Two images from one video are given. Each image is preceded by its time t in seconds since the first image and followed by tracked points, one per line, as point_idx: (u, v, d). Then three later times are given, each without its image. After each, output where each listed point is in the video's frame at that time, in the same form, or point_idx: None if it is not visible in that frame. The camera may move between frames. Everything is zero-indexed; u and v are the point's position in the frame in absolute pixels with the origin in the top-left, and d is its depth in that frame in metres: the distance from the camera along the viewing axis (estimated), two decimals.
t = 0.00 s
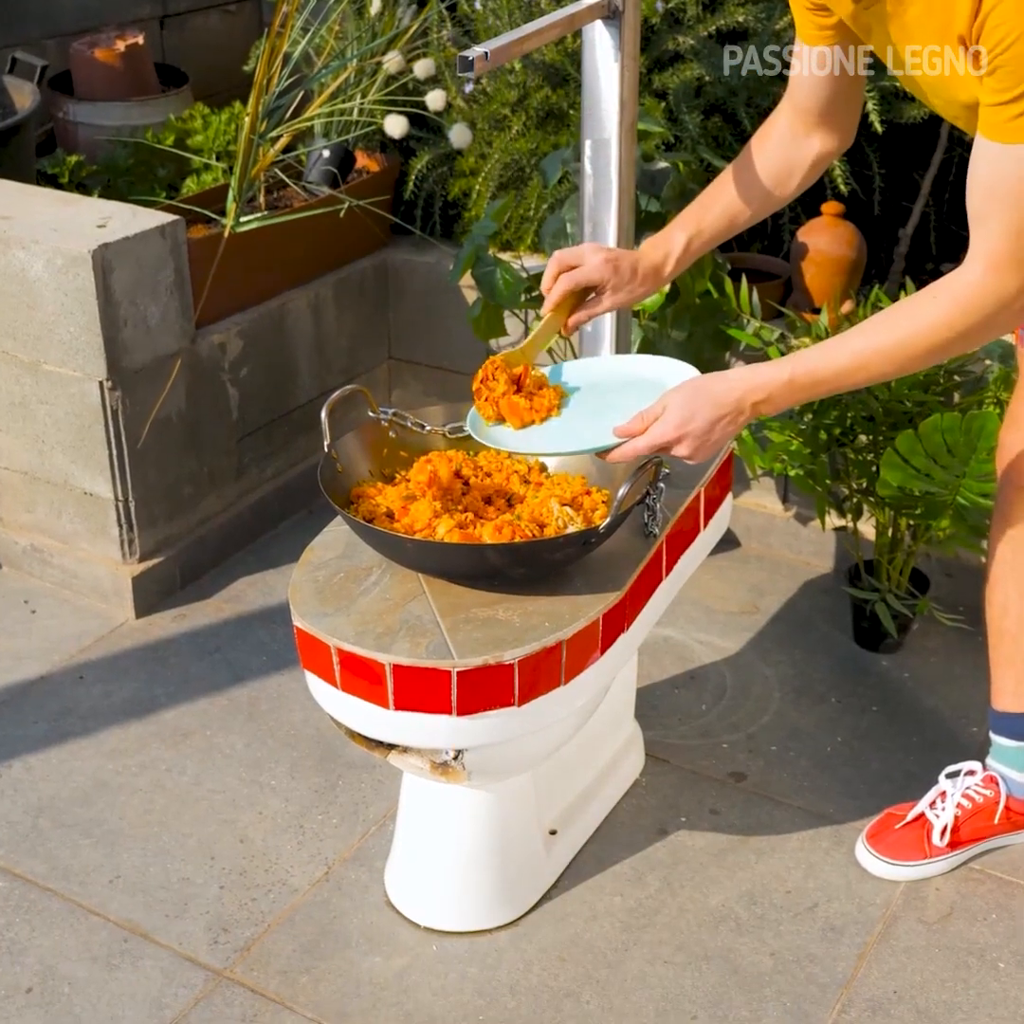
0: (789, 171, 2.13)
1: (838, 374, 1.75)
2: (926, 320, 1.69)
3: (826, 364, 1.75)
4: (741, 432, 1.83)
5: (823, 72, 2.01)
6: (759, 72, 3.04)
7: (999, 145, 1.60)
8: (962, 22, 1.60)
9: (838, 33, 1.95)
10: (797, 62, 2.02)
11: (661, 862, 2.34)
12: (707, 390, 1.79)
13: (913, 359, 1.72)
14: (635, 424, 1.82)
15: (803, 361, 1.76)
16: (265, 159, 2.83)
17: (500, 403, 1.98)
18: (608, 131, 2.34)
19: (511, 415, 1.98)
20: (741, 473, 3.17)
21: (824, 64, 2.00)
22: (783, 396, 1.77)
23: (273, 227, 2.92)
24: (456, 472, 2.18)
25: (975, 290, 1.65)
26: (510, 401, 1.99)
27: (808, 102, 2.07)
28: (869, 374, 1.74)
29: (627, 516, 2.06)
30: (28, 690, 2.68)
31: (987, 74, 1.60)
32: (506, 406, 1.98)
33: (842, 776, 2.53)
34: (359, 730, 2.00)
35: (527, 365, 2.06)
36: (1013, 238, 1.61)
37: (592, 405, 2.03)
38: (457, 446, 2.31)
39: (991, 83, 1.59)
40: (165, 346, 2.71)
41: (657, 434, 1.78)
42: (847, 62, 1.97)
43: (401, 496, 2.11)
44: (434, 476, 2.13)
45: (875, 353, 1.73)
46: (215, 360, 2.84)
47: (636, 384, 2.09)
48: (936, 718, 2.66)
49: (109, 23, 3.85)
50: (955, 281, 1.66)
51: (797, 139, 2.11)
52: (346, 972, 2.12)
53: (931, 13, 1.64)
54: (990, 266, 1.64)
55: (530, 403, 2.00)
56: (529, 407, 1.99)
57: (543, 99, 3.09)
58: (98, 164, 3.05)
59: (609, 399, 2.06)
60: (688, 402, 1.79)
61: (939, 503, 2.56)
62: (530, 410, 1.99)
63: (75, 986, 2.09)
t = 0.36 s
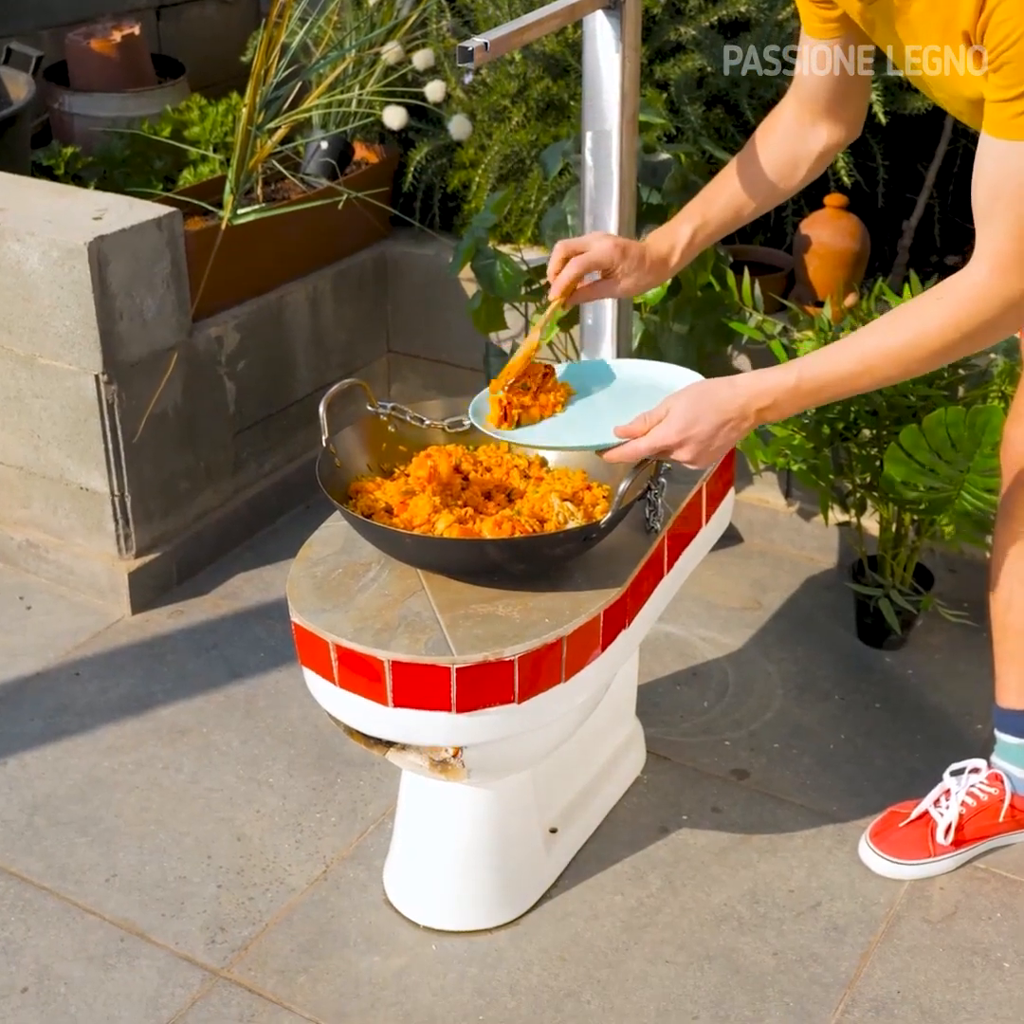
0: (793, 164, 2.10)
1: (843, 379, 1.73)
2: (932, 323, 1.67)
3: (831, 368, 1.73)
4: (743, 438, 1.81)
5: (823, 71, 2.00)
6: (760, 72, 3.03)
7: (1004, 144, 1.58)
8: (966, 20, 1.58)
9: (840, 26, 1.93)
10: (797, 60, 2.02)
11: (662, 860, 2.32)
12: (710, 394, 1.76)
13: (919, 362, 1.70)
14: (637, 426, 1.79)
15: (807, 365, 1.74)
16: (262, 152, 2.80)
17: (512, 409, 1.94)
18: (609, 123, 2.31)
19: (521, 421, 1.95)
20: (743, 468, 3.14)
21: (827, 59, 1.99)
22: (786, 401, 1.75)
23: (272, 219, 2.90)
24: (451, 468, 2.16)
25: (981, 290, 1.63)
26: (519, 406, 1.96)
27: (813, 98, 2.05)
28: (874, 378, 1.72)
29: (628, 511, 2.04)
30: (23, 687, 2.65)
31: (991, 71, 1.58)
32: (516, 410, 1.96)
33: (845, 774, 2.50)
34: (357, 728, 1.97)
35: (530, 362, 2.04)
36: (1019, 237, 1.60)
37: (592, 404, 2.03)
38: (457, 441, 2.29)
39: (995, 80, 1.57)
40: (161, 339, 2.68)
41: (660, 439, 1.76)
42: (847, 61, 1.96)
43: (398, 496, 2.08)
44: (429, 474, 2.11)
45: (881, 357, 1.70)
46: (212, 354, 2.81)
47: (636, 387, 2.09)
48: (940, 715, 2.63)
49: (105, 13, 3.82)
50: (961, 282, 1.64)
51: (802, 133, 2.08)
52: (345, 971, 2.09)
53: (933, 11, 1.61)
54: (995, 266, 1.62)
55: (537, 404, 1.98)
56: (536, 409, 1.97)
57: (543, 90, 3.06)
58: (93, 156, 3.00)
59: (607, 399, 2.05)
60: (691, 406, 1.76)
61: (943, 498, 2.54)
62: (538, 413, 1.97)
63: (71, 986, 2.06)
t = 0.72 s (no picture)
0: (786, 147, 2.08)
1: (950, 370, 1.70)
2: None
3: (938, 359, 1.70)
4: (840, 438, 1.76)
5: (824, 71, 1.98)
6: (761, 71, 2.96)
7: None
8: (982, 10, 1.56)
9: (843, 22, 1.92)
10: (796, 59, 1.99)
11: (664, 858, 2.28)
12: (813, 391, 1.72)
13: None
14: (734, 425, 1.73)
15: (913, 357, 1.70)
16: (259, 141, 2.77)
17: (596, 403, 1.93)
18: (611, 111, 2.29)
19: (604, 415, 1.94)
20: (746, 462, 3.10)
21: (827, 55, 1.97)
22: (892, 396, 1.71)
23: (268, 209, 2.86)
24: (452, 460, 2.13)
25: None
26: (605, 399, 1.95)
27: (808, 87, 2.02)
28: (979, 367, 1.69)
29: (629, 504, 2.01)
30: (17, 683, 2.62)
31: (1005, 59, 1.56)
32: (601, 403, 1.94)
33: (850, 771, 2.47)
34: (355, 724, 1.94)
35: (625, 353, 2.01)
36: None
37: (682, 396, 1.99)
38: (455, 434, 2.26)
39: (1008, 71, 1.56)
40: (157, 331, 2.65)
41: (762, 437, 1.70)
42: (847, 61, 1.95)
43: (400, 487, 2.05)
44: (431, 467, 2.08)
45: (988, 345, 1.68)
46: (208, 345, 2.78)
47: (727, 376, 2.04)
48: (946, 711, 2.60)
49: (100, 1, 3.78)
50: None
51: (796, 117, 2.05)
52: (342, 971, 2.06)
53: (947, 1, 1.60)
54: None
55: (624, 397, 1.96)
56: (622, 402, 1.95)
57: (544, 78, 3.03)
58: (88, 145, 2.96)
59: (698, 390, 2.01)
60: (794, 403, 1.72)
61: (948, 492, 2.51)
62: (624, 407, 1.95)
63: (65, 986, 2.04)
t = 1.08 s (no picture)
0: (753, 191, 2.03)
1: (969, 365, 1.69)
2: None
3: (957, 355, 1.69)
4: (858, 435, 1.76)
5: (824, 71, 1.92)
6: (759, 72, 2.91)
7: None
8: None
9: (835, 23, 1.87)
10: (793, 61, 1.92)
11: (667, 856, 2.25)
12: (832, 390, 1.71)
13: None
14: (752, 425, 1.72)
15: (933, 353, 1.69)
16: (256, 127, 2.72)
17: (607, 406, 1.86)
18: (612, 98, 2.25)
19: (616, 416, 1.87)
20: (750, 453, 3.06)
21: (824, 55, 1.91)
22: (911, 392, 1.71)
23: (264, 198, 2.81)
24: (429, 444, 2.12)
25: None
26: (616, 400, 1.88)
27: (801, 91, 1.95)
28: (996, 363, 1.68)
29: (632, 497, 1.97)
30: (9, 678, 2.58)
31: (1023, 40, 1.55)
32: (612, 404, 1.87)
33: (855, 768, 2.43)
34: (352, 720, 1.91)
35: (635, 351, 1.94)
36: None
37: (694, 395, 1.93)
38: (455, 425, 2.22)
39: None
40: (151, 321, 2.61)
41: (780, 436, 1.69)
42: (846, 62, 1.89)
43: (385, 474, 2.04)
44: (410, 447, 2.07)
45: (1006, 341, 1.67)
46: (204, 334, 2.74)
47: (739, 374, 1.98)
48: (953, 706, 2.56)
49: None
50: None
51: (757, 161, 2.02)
52: (339, 971, 2.03)
53: None
54: None
55: (635, 397, 1.89)
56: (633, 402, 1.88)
57: (545, 64, 2.99)
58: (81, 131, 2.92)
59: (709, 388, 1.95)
60: (813, 401, 1.71)
61: (955, 485, 2.47)
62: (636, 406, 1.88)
63: (59, 985, 2.01)
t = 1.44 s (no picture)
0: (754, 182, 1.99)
1: (961, 349, 1.67)
2: None
3: (949, 339, 1.67)
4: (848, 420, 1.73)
5: (824, 71, 1.90)
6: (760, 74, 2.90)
7: None
8: None
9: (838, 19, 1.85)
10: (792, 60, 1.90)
11: (669, 854, 2.20)
12: (824, 378, 1.68)
13: None
14: (745, 419, 1.70)
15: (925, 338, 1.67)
16: (251, 112, 2.67)
17: (600, 403, 1.84)
18: (614, 82, 2.20)
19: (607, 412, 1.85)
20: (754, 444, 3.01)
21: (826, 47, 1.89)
22: (902, 378, 1.69)
23: (259, 185, 2.77)
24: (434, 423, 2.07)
25: None
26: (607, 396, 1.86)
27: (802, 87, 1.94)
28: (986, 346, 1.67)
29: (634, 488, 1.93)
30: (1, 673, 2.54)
31: None
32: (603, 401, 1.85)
33: (861, 764, 2.39)
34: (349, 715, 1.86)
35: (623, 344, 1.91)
36: None
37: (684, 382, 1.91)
38: (454, 415, 2.17)
39: None
40: (145, 309, 2.57)
41: (777, 428, 1.67)
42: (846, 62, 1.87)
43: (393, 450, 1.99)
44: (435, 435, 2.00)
45: (998, 324, 1.65)
46: (198, 323, 2.70)
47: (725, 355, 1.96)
48: (960, 701, 2.52)
49: None
50: None
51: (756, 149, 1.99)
52: (336, 970, 1.99)
53: None
54: None
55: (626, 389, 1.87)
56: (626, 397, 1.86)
57: (545, 48, 2.96)
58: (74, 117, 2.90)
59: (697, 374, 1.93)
60: (806, 392, 1.68)
61: (963, 476, 2.42)
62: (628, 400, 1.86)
63: (51, 985, 1.97)
